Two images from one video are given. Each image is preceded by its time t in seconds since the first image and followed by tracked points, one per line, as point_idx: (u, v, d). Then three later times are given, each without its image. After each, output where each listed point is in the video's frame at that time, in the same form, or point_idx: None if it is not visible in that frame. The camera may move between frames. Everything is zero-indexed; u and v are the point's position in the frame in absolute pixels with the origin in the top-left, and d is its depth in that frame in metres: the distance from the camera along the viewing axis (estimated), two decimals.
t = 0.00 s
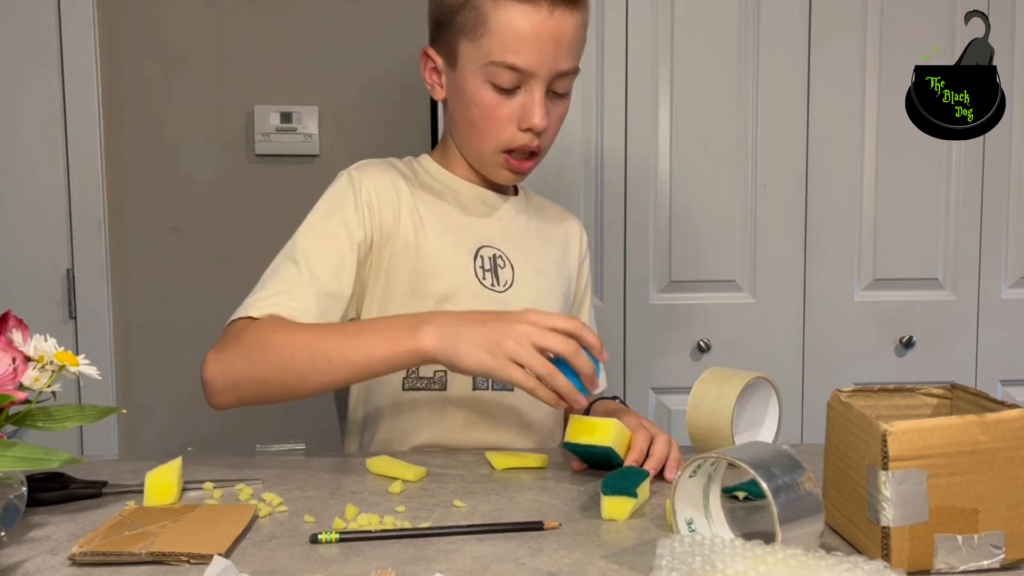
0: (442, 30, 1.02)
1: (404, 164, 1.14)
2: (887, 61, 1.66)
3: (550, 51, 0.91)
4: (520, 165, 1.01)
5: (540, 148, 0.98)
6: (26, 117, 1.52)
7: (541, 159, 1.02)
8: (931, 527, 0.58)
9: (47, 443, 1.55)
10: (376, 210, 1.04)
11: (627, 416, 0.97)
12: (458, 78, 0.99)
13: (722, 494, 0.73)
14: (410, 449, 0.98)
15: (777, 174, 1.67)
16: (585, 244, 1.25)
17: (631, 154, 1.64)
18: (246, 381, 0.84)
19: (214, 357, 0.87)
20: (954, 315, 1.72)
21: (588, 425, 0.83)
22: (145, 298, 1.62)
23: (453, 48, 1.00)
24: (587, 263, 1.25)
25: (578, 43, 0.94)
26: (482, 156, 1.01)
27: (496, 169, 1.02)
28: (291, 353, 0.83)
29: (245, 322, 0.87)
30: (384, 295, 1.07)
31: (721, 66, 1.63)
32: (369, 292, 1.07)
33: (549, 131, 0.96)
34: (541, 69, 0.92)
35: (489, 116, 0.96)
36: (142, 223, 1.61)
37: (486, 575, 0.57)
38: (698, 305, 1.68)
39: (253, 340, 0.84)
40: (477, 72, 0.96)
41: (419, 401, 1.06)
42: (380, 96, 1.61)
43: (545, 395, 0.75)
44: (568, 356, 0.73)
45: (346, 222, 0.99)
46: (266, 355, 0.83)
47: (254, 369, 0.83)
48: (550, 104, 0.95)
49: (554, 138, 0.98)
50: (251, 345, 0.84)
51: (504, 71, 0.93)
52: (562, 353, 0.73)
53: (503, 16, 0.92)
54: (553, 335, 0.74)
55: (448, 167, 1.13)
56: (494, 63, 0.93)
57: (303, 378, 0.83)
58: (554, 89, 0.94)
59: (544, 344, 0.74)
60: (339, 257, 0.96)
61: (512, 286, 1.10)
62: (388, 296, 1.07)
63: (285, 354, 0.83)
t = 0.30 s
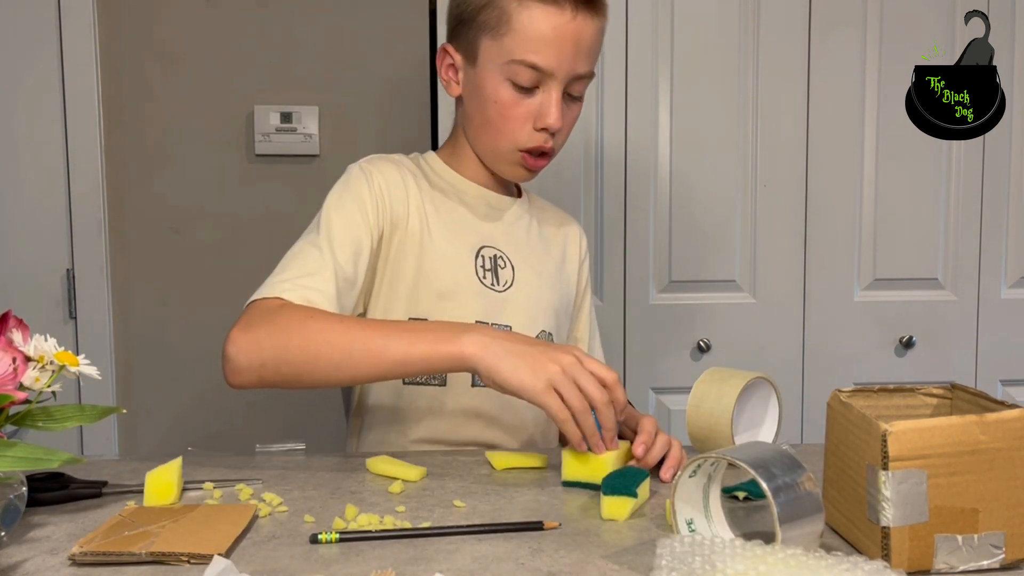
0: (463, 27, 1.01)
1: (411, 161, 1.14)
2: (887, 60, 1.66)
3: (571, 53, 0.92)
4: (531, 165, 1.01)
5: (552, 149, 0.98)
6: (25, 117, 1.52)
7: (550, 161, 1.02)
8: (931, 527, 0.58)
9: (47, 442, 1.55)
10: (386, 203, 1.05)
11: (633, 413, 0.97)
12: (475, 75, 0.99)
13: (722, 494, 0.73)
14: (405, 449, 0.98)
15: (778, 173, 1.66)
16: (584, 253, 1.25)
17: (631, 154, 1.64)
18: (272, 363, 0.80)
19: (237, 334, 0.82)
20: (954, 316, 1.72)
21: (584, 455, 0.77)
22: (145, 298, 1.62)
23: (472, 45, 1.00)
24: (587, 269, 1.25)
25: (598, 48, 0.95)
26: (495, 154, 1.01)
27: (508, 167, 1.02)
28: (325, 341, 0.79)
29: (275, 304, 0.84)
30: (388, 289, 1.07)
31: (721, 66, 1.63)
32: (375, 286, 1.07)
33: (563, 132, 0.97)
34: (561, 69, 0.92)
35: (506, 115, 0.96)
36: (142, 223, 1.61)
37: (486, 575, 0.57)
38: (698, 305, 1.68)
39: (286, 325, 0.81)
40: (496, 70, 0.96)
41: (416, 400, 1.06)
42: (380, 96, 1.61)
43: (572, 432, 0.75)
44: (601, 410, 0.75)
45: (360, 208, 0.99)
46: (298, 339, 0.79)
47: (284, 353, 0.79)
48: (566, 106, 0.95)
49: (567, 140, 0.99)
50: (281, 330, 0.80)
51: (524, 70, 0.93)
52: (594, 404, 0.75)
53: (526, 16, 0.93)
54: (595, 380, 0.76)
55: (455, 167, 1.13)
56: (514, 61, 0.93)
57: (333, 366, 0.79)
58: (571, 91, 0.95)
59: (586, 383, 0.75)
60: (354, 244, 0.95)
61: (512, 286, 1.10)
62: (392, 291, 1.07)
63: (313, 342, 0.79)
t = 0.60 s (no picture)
0: (484, 44, 1.01)
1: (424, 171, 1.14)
2: (887, 61, 1.66)
3: (588, 78, 0.92)
4: (539, 182, 1.01)
5: (560, 168, 0.99)
6: (25, 117, 1.53)
7: (558, 180, 1.03)
8: (931, 527, 0.58)
9: (47, 442, 1.55)
10: (403, 210, 1.05)
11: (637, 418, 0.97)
12: (493, 91, 0.99)
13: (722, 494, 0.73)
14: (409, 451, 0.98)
15: (778, 174, 1.66)
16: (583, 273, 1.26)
17: (631, 154, 1.64)
18: (283, 352, 0.80)
19: (250, 323, 0.82)
20: (954, 315, 1.72)
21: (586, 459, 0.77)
22: (145, 299, 1.62)
23: (491, 62, 1.00)
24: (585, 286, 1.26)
25: (613, 75, 0.95)
26: (506, 169, 1.01)
27: (517, 183, 1.02)
28: (337, 329, 0.79)
29: (288, 295, 0.84)
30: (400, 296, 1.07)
31: (721, 67, 1.63)
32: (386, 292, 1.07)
33: (573, 154, 0.97)
34: (577, 92, 0.92)
35: (520, 133, 0.96)
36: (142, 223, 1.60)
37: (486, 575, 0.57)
38: (698, 305, 1.68)
39: (298, 314, 0.81)
40: (513, 88, 0.96)
41: (425, 403, 1.06)
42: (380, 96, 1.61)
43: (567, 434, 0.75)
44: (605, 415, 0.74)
45: (378, 210, 1.00)
46: (310, 327, 0.80)
47: (297, 342, 0.79)
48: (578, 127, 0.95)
49: (576, 161, 0.99)
50: (296, 319, 0.80)
51: (541, 90, 0.93)
52: (599, 409, 0.74)
53: (547, 39, 0.93)
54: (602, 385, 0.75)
55: (467, 178, 1.13)
56: (531, 82, 0.93)
57: (345, 355, 0.79)
58: (584, 114, 0.95)
59: (594, 388, 0.74)
60: (370, 248, 0.95)
61: (521, 299, 1.11)
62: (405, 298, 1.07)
63: (328, 334, 0.79)
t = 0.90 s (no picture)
0: (477, 33, 1.01)
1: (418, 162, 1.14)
2: (887, 60, 1.66)
3: (583, 67, 0.92)
4: (533, 172, 1.01)
5: (554, 157, 0.99)
6: (25, 117, 1.53)
7: (551, 170, 1.03)
8: (931, 527, 0.58)
9: (47, 442, 1.55)
10: (396, 203, 1.05)
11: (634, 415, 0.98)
12: (486, 80, 0.99)
13: (722, 494, 0.73)
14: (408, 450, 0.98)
15: (778, 174, 1.67)
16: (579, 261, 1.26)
17: (631, 154, 1.64)
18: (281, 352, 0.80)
19: (252, 320, 0.81)
20: (955, 315, 1.72)
21: (585, 458, 0.77)
22: (145, 299, 1.62)
23: (485, 51, 1.00)
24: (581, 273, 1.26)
25: (608, 64, 0.96)
26: (499, 158, 1.01)
27: (511, 174, 1.02)
28: (342, 329, 0.80)
29: (289, 295, 0.83)
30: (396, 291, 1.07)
31: (721, 67, 1.63)
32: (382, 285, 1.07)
33: (568, 143, 0.97)
34: (572, 81, 0.93)
35: (514, 122, 0.96)
36: (142, 223, 1.60)
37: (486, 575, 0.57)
38: (698, 306, 1.68)
39: (299, 315, 0.80)
40: (507, 77, 0.96)
41: (427, 398, 1.06)
42: (380, 96, 1.61)
43: (578, 427, 0.76)
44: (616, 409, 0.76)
45: (373, 204, 1.00)
46: (314, 328, 0.80)
47: (298, 341, 0.79)
48: (574, 116, 0.96)
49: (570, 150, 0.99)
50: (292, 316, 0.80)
51: (535, 79, 0.93)
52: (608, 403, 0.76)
53: (542, 26, 0.93)
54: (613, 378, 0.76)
55: (460, 170, 1.12)
56: (527, 70, 0.94)
57: (350, 356, 0.79)
58: (579, 104, 0.96)
59: (605, 381, 0.75)
60: (364, 241, 0.95)
61: (514, 292, 1.11)
62: (402, 293, 1.07)
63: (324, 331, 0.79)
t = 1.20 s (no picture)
0: (470, 23, 1.01)
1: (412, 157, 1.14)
2: (887, 60, 1.66)
3: (577, 55, 0.92)
4: (531, 162, 1.01)
5: (551, 147, 0.99)
6: (25, 117, 1.53)
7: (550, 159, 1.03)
8: (931, 527, 0.58)
9: (47, 442, 1.55)
10: (391, 201, 1.05)
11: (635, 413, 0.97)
12: (481, 71, 0.99)
13: (722, 494, 0.73)
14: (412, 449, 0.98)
15: (779, 173, 1.66)
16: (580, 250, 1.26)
17: (631, 155, 1.64)
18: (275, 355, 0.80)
19: (248, 332, 0.81)
20: (955, 315, 1.72)
21: (586, 463, 0.78)
22: (145, 299, 1.62)
23: (478, 42, 1.00)
24: (582, 263, 1.26)
25: (603, 51, 0.95)
26: (496, 150, 1.01)
27: (508, 165, 1.02)
28: (334, 331, 0.80)
29: (285, 301, 0.83)
30: (395, 290, 1.07)
31: (721, 67, 1.63)
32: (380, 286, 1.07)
33: (564, 132, 0.97)
34: (567, 70, 0.92)
35: (509, 112, 0.96)
36: (142, 223, 1.60)
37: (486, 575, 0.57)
38: (698, 306, 1.68)
39: (295, 323, 0.80)
40: (502, 67, 0.96)
41: (428, 397, 1.06)
42: (380, 96, 1.61)
43: (577, 435, 0.76)
44: (613, 415, 0.76)
45: (365, 203, 1.00)
46: (311, 334, 0.80)
47: (296, 349, 0.79)
48: (570, 105, 0.95)
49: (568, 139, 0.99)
50: (284, 321, 0.81)
51: (529, 69, 0.93)
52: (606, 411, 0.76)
53: (535, 15, 0.93)
54: (609, 387, 0.77)
55: (456, 165, 1.13)
56: (521, 60, 0.93)
57: (348, 365, 0.79)
58: (575, 92, 0.95)
59: (601, 390, 0.76)
60: (358, 238, 0.95)
61: (512, 286, 1.11)
62: (401, 294, 1.07)
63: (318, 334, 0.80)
